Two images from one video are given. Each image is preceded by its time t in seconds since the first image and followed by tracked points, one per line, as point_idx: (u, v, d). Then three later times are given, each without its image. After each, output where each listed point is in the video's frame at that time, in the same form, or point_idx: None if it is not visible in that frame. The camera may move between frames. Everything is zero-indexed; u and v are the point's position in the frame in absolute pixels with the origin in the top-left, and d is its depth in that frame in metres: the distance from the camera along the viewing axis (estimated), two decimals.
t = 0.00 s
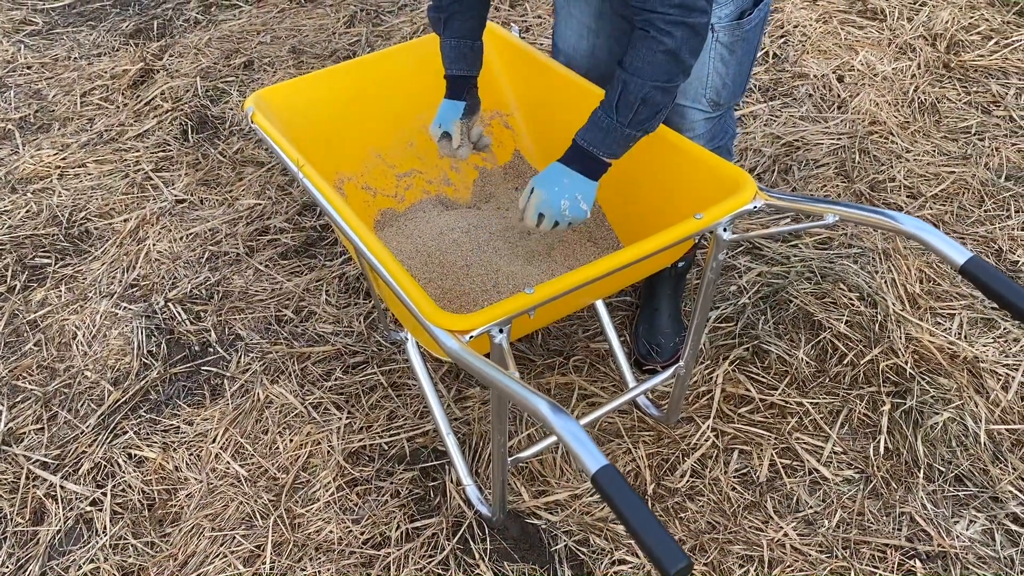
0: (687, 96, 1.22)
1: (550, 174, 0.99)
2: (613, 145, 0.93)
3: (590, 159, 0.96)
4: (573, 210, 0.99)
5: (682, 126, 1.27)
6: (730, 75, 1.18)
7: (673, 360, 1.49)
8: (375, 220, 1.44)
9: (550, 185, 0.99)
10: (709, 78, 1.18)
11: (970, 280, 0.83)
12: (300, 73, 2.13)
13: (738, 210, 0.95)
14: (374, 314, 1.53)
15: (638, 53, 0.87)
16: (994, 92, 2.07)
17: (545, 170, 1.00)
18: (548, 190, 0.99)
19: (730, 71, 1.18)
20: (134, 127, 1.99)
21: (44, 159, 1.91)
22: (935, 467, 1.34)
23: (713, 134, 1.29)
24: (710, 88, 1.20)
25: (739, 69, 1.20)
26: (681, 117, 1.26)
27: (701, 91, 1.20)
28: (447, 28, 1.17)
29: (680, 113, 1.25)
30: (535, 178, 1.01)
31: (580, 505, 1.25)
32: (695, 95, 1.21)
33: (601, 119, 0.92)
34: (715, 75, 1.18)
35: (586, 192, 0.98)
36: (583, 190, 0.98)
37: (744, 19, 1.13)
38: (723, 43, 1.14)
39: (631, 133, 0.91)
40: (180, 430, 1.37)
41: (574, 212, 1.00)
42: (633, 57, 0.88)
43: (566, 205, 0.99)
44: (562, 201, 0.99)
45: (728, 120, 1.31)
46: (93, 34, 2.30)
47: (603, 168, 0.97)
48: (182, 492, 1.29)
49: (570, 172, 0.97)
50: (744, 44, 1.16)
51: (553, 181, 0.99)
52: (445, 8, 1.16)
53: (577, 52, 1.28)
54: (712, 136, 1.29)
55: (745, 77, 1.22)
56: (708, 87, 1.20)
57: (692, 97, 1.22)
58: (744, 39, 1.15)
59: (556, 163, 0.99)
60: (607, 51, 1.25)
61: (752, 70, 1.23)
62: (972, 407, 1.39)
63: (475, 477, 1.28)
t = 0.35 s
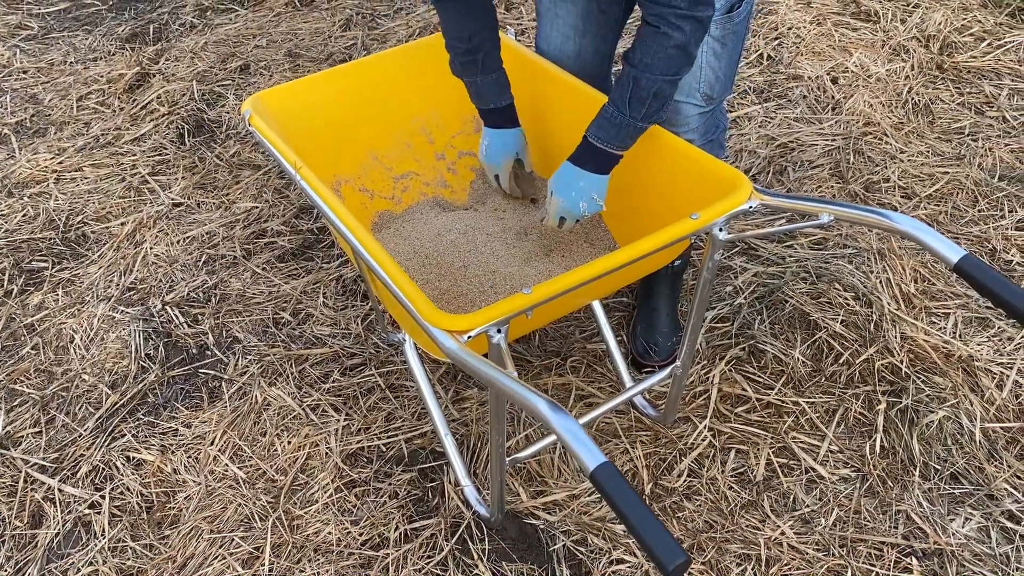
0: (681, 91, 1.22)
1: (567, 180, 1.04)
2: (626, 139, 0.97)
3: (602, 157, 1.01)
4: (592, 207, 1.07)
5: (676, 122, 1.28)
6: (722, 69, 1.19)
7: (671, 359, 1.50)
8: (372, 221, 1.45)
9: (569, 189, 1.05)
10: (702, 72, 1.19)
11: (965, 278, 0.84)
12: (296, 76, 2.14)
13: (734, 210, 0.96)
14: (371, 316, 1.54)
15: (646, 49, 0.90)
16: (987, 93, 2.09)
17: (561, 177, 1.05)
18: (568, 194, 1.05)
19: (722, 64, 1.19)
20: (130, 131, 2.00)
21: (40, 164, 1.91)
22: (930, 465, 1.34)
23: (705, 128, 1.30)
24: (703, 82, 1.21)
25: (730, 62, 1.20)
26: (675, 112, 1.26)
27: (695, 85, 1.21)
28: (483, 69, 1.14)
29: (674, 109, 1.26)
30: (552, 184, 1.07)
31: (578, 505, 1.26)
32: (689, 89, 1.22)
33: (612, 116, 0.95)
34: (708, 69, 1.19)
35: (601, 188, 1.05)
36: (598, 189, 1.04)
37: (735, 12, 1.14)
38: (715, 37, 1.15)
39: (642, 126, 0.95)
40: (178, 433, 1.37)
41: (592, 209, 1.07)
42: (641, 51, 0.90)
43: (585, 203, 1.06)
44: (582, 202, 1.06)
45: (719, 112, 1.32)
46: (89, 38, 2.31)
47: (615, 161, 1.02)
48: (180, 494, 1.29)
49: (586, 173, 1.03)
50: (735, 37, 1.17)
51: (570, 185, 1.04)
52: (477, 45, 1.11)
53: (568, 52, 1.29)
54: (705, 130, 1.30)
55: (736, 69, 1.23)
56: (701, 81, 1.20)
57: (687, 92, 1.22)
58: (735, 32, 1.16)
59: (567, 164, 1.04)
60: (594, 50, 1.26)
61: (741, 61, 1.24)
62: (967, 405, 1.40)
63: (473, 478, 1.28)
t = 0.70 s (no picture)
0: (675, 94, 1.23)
1: (576, 173, 1.07)
2: (633, 129, 0.99)
3: (608, 148, 1.03)
4: (602, 198, 1.08)
5: (671, 125, 1.28)
6: (717, 71, 1.20)
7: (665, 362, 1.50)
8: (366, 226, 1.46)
9: (577, 184, 1.07)
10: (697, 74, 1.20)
11: (955, 282, 0.84)
12: (291, 81, 2.14)
13: (726, 214, 0.96)
14: (366, 321, 1.54)
15: (657, 40, 0.92)
16: (978, 96, 2.10)
17: (570, 170, 1.08)
18: (577, 187, 1.08)
19: (717, 68, 1.20)
20: (126, 136, 2.00)
21: (35, 169, 1.91)
22: (923, 467, 1.35)
23: (699, 131, 1.30)
24: (698, 85, 1.22)
25: (725, 65, 1.22)
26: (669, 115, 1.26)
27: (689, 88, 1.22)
28: (498, 93, 1.16)
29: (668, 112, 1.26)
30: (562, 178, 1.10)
31: (573, 509, 1.27)
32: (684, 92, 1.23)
33: (619, 105, 0.97)
34: (703, 72, 1.20)
35: (609, 179, 1.06)
36: (606, 180, 1.06)
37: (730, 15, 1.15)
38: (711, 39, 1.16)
39: (650, 117, 0.97)
40: (173, 438, 1.37)
41: (603, 201, 1.09)
42: (651, 43, 0.93)
43: (595, 197, 1.08)
44: (591, 194, 1.08)
45: (712, 116, 1.33)
46: (84, 44, 2.31)
47: (620, 152, 1.03)
48: (175, 500, 1.29)
49: (592, 165, 1.05)
50: (729, 40, 1.18)
51: (578, 179, 1.07)
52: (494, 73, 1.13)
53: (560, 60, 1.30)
54: (699, 133, 1.31)
55: (729, 73, 1.25)
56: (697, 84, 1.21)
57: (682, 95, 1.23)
58: (729, 35, 1.17)
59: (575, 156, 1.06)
60: (586, 56, 1.27)
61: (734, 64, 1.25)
62: (960, 407, 1.41)
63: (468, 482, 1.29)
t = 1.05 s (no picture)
0: (671, 98, 1.24)
1: (551, 163, 1.08)
2: (613, 131, 1.00)
3: (590, 148, 1.03)
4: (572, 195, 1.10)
5: (667, 129, 1.29)
6: (712, 76, 1.21)
7: (660, 363, 1.51)
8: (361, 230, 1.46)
9: (552, 177, 1.08)
10: (692, 79, 1.20)
11: (947, 283, 0.85)
12: (287, 85, 2.15)
13: (719, 216, 0.97)
14: (362, 324, 1.55)
15: (642, 43, 0.92)
16: (971, 98, 2.11)
17: (546, 162, 1.08)
18: (551, 180, 1.09)
19: (712, 72, 1.21)
20: (121, 140, 2.00)
21: (30, 173, 1.91)
22: (917, 467, 1.36)
23: (695, 135, 1.31)
24: (694, 89, 1.22)
25: (720, 70, 1.22)
26: (665, 119, 1.27)
27: (685, 93, 1.23)
28: (456, 62, 1.16)
29: (664, 116, 1.27)
30: (536, 165, 1.11)
31: (568, 510, 1.27)
32: (680, 97, 1.23)
33: (602, 106, 0.98)
34: (698, 76, 1.20)
35: (582, 179, 1.08)
36: (579, 180, 1.08)
37: (724, 21, 1.16)
38: (705, 45, 1.17)
39: (632, 120, 0.98)
40: (169, 441, 1.37)
41: (573, 197, 1.11)
42: (636, 46, 0.93)
43: (566, 190, 1.10)
44: (563, 189, 1.10)
45: (708, 119, 1.34)
46: (79, 48, 2.31)
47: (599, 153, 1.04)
48: (171, 503, 1.29)
49: (570, 163, 1.06)
50: (724, 45, 1.19)
51: (554, 171, 1.08)
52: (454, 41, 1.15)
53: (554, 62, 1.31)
54: (695, 136, 1.31)
55: (724, 77, 1.25)
56: (691, 88, 1.22)
57: (677, 100, 1.24)
58: (724, 40, 1.18)
59: (553, 149, 1.07)
60: (581, 58, 1.28)
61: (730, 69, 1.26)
62: (954, 408, 1.42)
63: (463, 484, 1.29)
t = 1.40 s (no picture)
0: (661, 102, 1.24)
1: (518, 146, 1.04)
2: (587, 121, 0.99)
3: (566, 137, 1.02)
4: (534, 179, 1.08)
5: (657, 134, 1.30)
6: (701, 79, 1.22)
7: (658, 364, 1.51)
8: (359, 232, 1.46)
9: (519, 162, 1.05)
10: (682, 83, 1.21)
11: (941, 283, 0.85)
12: (284, 88, 2.15)
13: (716, 217, 0.97)
14: (360, 326, 1.55)
15: (620, 30, 0.93)
16: (967, 100, 2.12)
17: (515, 146, 1.05)
18: (519, 164, 1.05)
19: (701, 76, 1.22)
20: (119, 144, 2.00)
21: (28, 177, 1.91)
22: (915, 467, 1.36)
23: (685, 139, 1.32)
24: (683, 94, 1.23)
25: (708, 73, 1.23)
26: (655, 124, 1.28)
27: (675, 98, 1.23)
28: (413, 42, 1.15)
29: (654, 121, 1.28)
30: (502, 149, 1.06)
31: (567, 512, 1.27)
32: (669, 101, 1.24)
33: (578, 94, 0.97)
34: (688, 80, 1.21)
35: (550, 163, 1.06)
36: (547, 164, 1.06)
37: (712, 24, 1.17)
38: (694, 48, 1.17)
39: (606, 109, 0.98)
40: (167, 444, 1.37)
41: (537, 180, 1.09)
42: (613, 31, 0.94)
43: (531, 176, 1.08)
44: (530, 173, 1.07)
45: (698, 123, 1.35)
46: (77, 52, 2.31)
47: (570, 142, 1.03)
48: (169, 506, 1.29)
49: (541, 151, 1.04)
50: (712, 48, 1.20)
51: (522, 155, 1.05)
52: (414, 19, 1.14)
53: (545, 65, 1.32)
54: (686, 141, 1.32)
55: (713, 81, 1.26)
56: (681, 92, 1.22)
57: (667, 104, 1.24)
58: (712, 43, 1.19)
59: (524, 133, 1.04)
60: (569, 62, 1.29)
61: (718, 74, 1.27)
62: (951, 408, 1.42)
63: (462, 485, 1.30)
